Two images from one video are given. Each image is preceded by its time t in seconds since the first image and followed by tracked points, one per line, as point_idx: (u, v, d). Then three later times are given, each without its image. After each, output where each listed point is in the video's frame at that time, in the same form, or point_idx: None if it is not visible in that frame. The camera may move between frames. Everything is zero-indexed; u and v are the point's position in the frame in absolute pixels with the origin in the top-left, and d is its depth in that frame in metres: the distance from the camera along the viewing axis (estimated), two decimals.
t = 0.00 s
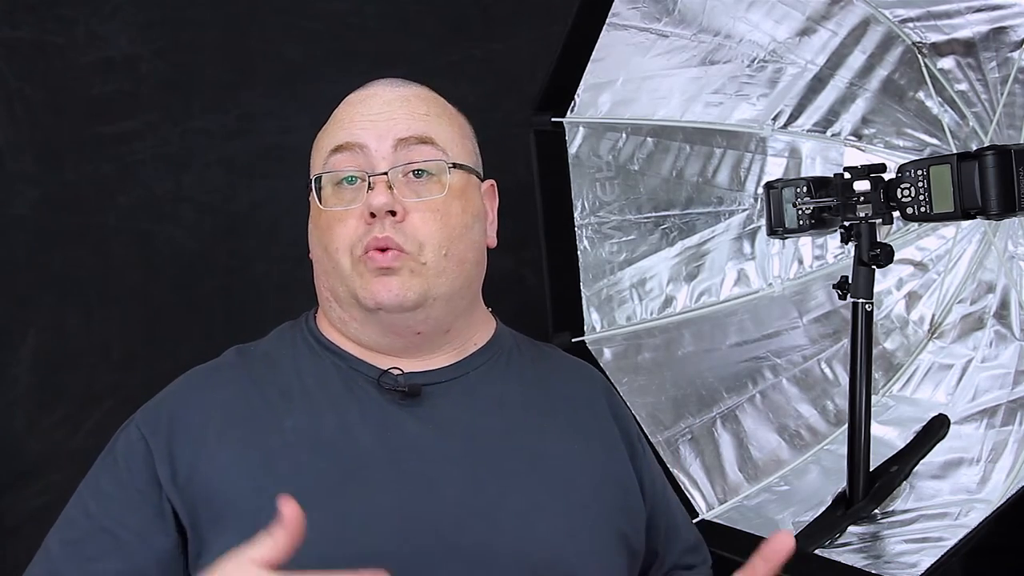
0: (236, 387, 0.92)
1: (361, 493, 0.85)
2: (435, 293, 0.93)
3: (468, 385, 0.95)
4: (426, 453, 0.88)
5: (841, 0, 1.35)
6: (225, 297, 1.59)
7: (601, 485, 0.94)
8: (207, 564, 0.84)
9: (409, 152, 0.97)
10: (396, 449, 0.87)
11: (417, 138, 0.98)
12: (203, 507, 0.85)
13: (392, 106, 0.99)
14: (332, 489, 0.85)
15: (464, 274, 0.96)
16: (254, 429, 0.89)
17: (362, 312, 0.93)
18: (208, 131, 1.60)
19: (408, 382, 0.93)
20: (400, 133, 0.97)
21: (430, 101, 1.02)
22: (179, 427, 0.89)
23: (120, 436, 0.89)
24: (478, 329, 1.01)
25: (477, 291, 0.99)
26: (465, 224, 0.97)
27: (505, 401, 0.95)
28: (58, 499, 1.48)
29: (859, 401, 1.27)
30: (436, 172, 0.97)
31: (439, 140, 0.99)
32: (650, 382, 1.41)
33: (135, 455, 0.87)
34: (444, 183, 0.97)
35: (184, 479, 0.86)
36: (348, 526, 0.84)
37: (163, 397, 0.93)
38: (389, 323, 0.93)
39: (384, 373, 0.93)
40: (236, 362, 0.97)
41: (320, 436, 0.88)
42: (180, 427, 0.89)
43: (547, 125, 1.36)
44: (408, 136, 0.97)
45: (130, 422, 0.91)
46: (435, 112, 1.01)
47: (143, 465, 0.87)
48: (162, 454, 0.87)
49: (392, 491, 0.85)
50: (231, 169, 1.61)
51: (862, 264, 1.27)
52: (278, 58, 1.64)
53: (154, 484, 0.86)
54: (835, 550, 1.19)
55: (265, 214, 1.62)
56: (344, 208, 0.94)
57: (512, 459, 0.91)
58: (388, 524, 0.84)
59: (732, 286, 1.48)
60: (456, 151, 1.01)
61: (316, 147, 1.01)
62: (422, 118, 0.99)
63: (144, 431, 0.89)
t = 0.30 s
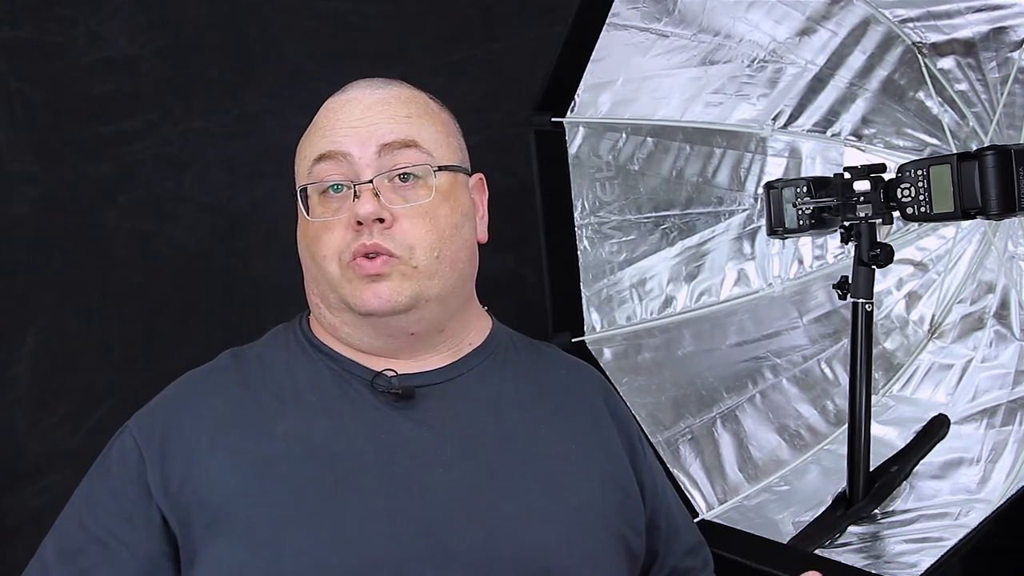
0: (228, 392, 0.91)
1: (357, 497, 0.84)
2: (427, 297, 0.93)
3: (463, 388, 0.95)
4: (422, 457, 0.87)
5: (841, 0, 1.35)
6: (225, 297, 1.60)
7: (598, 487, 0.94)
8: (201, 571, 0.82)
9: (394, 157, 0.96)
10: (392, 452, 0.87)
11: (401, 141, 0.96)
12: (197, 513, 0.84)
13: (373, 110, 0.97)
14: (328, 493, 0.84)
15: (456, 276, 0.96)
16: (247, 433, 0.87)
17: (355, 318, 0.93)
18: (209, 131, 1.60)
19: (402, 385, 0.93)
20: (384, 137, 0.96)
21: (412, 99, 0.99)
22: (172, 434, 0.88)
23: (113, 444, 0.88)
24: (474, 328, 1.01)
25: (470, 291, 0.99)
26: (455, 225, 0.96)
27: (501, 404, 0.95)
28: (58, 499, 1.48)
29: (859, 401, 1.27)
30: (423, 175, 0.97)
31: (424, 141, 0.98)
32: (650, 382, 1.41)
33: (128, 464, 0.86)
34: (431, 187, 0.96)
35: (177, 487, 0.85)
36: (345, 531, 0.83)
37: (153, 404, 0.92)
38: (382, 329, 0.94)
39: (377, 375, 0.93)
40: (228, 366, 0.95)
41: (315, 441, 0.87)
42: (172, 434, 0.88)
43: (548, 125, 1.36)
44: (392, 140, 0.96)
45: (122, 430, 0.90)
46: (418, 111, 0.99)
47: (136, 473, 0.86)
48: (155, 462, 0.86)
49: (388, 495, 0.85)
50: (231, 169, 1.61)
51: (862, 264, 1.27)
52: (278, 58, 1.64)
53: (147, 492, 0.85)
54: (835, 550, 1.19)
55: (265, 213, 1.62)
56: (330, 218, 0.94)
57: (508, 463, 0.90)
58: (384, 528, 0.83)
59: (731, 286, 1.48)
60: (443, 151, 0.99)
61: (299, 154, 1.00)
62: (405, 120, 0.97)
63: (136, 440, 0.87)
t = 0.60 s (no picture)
0: (229, 393, 0.91)
1: (358, 498, 0.84)
2: (428, 295, 0.93)
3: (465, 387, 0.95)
4: (424, 457, 0.87)
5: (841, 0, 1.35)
6: (225, 297, 1.60)
7: (597, 486, 0.94)
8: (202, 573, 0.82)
9: (394, 155, 0.96)
10: (393, 452, 0.87)
11: (401, 139, 0.96)
12: (198, 515, 0.84)
13: (373, 109, 0.97)
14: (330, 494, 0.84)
15: (457, 276, 0.96)
16: (248, 434, 0.87)
17: (355, 317, 0.93)
18: (209, 131, 1.60)
19: (402, 385, 0.92)
20: (383, 135, 0.96)
21: (410, 98, 1.00)
22: (172, 436, 0.88)
23: (114, 447, 0.88)
24: (473, 328, 1.01)
25: (470, 290, 0.99)
26: (455, 223, 0.96)
27: (502, 403, 0.95)
28: (58, 499, 1.48)
29: (859, 401, 1.27)
30: (422, 173, 0.96)
31: (423, 139, 0.98)
32: (650, 382, 1.41)
33: (128, 466, 0.86)
34: (431, 185, 0.96)
35: (178, 489, 0.85)
36: (346, 531, 0.83)
37: (154, 407, 0.92)
38: (382, 328, 0.93)
39: (377, 376, 0.93)
40: (227, 368, 0.95)
41: (315, 441, 0.87)
42: (172, 436, 0.88)
43: (547, 125, 1.36)
44: (391, 138, 0.96)
45: (122, 433, 0.90)
46: (416, 110, 0.99)
47: (137, 476, 0.86)
48: (156, 464, 0.86)
49: (389, 495, 0.85)
50: (231, 169, 1.61)
51: (862, 264, 1.27)
52: (278, 58, 1.64)
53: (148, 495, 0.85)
54: (835, 550, 1.19)
55: (265, 213, 1.62)
56: (329, 216, 0.94)
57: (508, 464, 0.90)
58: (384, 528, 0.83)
59: (731, 286, 1.48)
60: (442, 150, 0.99)
61: (297, 153, 1.00)
62: (404, 119, 0.97)
63: (137, 442, 0.87)
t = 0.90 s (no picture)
0: (233, 393, 0.91)
1: (360, 497, 0.84)
2: (459, 289, 0.93)
3: (467, 387, 0.95)
4: (427, 456, 0.87)
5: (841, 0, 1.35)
6: (225, 296, 1.60)
7: (596, 484, 0.94)
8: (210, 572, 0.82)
9: (441, 149, 0.98)
10: (396, 451, 0.87)
11: (450, 136, 0.99)
12: (204, 514, 0.83)
13: (427, 105, 1.00)
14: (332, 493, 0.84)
15: (482, 276, 0.97)
16: (254, 432, 0.87)
17: (382, 303, 0.92)
18: (209, 131, 1.60)
19: (409, 385, 0.92)
20: (434, 129, 0.98)
21: (458, 104, 1.03)
22: (175, 435, 0.88)
23: (116, 448, 0.88)
24: (479, 329, 1.01)
25: (485, 290, 0.99)
26: (489, 224, 0.98)
27: (504, 403, 0.95)
28: (58, 499, 1.48)
29: (859, 401, 1.27)
30: (465, 171, 0.98)
31: (469, 142, 1.00)
32: (650, 382, 1.41)
33: (131, 467, 0.86)
34: (472, 184, 0.98)
35: (182, 489, 0.84)
36: (351, 530, 0.83)
37: (157, 407, 0.91)
38: (407, 316, 0.93)
39: (385, 375, 0.93)
40: (230, 369, 0.95)
41: (319, 439, 0.87)
42: (175, 436, 0.88)
43: (548, 125, 1.35)
44: (441, 133, 0.98)
45: (124, 433, 0.89)
46: (463, 115, 1.02)
47: (140, 476, 0.85)
48: (159, 464, 0.85)
49: (391, 494, 0.84)
50: (231, 169, 1.61)
51: (862, 264, 1.27)
52: (277, 58, 1.64)
53: (151, 496, 0.85)
54: (835, 550, 1.19)
55: (265, 213, 1.62)
56: (370, 197, 0.94)
57: (510, 463, 0.90)
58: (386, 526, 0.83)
59: (731, 286, 1.48)
60: (481, 157, 1.02)
61: (338, 136, 1.00)
62: (453, 120, 1.00)
63: (139, 443, 0.87)
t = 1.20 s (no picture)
0: (246, 386, 0.91)
1: (371, 493, 0.84)
2: (469, 286, 0.93)
3: (476, 385, 0.95)
4: (440, 452, 0.88)
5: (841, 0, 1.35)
6: (225, 296, 1.60)
7: (601, 485, 0.94)
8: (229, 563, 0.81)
9: (453, 148, 0.98)
10: (410, 447, 0.87)
11: (462, 135, 0.99)
12: (223, 504, 0.83)
13: (440, 104, 1.00)
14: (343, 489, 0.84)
15: (494, 274, 0.97)
16: (269, 425, 0.87)
17: (393, 300, 0.92)
18: (209, 131, 1.60)
19: (422, 382, 0.92)
20: (447, 128, 0.98)
21: (471, 105, 1.03)
22: (192, 424, 0.87)
23: (128, 434, 0.86)
24: (491, 330, 1.01)
25: (496, 290, 0.99)
26: (499, 223, 0.98)
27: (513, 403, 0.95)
28: (58, 499, 1.48)
29: (859, 403, 1.27)
30: (476, 170, 0.98)
31: (481, 142, 1.00)
32: (650, 382, 1.41)
33: (147, 452, 0.84)
34: (483, 183, 0.98)
35: (203, 476, 0.84)
36: (366, 524, 0.82)
37: (171, 395, 0.90)
38: (419, 312, 0.92)
39: (398, 372, 0.93)
40: (243, 360, 0.95)
41: (335, 434, 0.87)
42: (190, 424, 0.87)
43: (547, 125, 1.35)
44: (454, 132, 0.98)
45: (137, 419, 0.88)
46: (476, 115, 1.02)
47: (157, 463, 0.84)
48: (177, 450, 0.84)
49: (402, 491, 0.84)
50: (231, 169, 1.61)
51: (862, 264, 1.27)
52: (277, 58, 1.64)
53: (171, 481, 0.83)
54: (835, 550, 1.19)
55: (265, 213, 1.62)
56: (382, 194, 0.94)
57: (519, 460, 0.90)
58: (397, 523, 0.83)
59: (732, 286, 1.48)
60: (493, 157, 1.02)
61: (352, 134, 1.00)
62: (466, 119, 1.00)
63: (154, 428, 0.86)
